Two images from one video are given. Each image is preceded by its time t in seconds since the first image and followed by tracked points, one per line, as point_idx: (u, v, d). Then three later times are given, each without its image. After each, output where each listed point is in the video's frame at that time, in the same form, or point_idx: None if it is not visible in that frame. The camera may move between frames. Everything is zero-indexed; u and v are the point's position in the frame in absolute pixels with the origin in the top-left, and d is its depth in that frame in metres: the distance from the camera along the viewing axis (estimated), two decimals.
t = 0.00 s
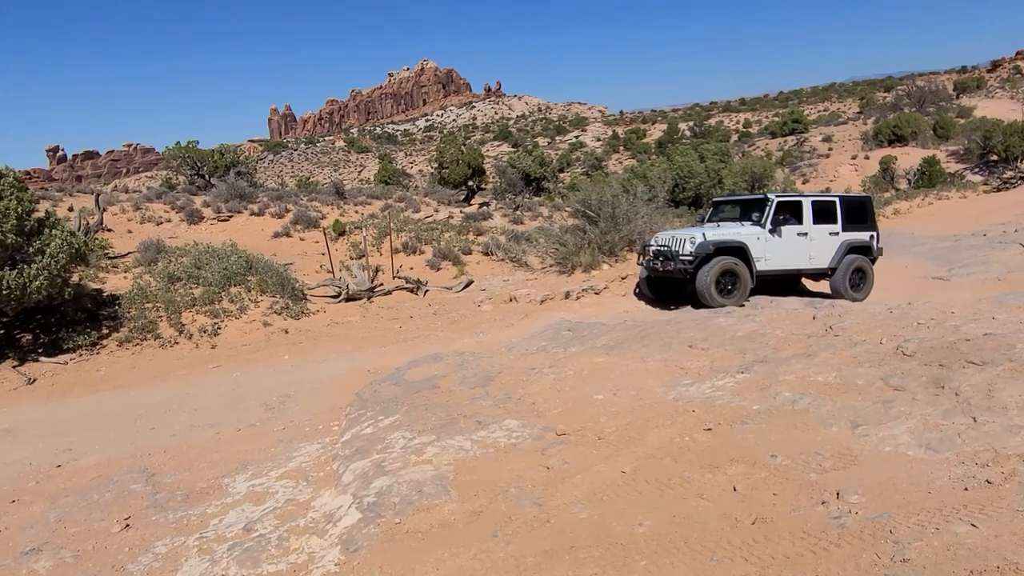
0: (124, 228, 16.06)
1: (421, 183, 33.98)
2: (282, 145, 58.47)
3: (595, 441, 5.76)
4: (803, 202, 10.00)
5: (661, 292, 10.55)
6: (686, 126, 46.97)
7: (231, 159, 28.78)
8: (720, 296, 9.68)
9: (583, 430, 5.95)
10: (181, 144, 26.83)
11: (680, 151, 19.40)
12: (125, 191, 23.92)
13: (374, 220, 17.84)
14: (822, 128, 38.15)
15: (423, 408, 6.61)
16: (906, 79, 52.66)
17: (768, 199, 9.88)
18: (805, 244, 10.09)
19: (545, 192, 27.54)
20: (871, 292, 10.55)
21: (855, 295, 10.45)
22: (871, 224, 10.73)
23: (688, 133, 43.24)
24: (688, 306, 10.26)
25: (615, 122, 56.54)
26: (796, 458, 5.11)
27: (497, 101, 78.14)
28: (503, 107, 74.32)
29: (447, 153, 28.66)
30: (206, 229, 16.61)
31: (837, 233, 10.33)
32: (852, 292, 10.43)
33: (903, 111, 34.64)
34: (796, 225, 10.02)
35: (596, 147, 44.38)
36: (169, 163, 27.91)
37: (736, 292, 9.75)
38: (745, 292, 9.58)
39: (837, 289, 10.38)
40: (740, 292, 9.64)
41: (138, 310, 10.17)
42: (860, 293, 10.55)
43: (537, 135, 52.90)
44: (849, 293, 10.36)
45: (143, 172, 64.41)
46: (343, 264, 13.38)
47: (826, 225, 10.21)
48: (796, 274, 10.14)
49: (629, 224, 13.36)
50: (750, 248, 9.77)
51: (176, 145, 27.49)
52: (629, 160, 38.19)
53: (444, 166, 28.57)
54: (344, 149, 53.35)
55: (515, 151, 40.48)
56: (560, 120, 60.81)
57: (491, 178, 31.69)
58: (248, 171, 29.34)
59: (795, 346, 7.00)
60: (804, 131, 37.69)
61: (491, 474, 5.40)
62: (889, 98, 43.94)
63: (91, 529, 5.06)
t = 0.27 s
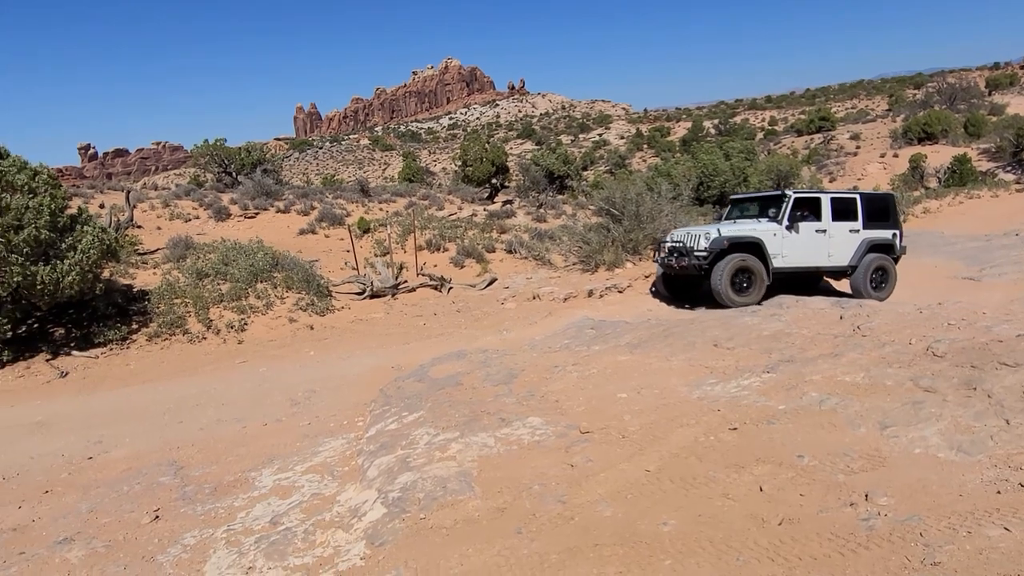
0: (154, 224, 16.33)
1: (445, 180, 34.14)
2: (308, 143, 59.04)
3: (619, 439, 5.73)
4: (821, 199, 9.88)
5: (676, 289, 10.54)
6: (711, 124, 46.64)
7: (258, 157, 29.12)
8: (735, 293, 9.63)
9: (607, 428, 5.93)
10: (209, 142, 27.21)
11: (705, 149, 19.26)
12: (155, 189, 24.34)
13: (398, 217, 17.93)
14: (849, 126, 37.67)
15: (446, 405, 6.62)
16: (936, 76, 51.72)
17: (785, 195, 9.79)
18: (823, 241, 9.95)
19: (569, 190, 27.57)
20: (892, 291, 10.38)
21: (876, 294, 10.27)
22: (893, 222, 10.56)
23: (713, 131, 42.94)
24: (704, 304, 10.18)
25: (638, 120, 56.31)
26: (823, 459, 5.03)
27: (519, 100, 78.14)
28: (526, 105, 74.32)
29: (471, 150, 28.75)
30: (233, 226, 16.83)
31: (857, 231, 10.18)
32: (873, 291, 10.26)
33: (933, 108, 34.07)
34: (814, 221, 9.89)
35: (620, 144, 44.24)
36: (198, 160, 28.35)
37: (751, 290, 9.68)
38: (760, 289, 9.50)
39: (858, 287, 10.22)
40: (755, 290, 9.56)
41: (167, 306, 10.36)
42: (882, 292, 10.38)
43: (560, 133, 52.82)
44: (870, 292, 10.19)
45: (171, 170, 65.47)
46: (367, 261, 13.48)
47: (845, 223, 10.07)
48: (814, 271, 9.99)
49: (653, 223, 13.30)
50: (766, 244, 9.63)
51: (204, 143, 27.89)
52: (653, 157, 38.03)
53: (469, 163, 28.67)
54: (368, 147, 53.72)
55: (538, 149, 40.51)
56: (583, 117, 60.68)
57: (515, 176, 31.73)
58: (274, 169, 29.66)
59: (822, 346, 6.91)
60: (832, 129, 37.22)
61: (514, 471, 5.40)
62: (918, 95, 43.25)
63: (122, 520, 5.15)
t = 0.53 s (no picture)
0: (180, 220, 16.56)
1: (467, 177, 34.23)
2: (331, 140, 59.53)
3: (642, 437, 5.70)
4: (840, 199, 9.73)
5: (688, 289, 10.48)
6: (734, 122, 46.29)
7: (282, 153, 29.35)
8: (747, 294, 9.63)
9: (629, 426, 5.90)
10: (233, 138, 27.52)
11: (728, 146, 19.11)
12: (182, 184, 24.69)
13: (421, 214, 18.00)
14: (875, 124, 37.20)
15: (468, 401, 6.64)
16: (965, 74, 50.79)
17: (802, 195, 9.66)
18: (841, 241, 9.83)
19: (591, 188, 27.49)
20: (912, 291, 10.24)
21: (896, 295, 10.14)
22: (916, 221, 10.37)
23: (736, 128, 42.61)
24: (715, 304, 10.19)
25: (660, 118, 56.01)
26: (850, 460, 4.96)
27: (540, 97, 78.01)
28: (547, 103, 74.25)
29: (493, 148, 28.82)
30: (257, 222, 17.00)
31: (876, 230, 10.03)
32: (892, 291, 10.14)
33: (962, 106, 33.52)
34: (832, 221, 9.77)
35: (642, 142, 44.08)
36: (223, 157, 28.71)
37: (763, 290, 9.68)
38: (773, 291, 9.50)
39: (877, 288, 10.10)
40: (767, 291, 9.57)
41: (193, 300, 10.50)
42: (901, 292, 10.25)
43: (581, 130, 52.66)
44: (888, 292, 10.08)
45: (197, 166, 66.41)
46: (389, 257, 13.54)
47: (864, 222, 9.93)
48: (831, 272, 9.89)
49: (675, 221, 13.19)
50: (780, 245, 9.56)
51: (229, 140, 28.24)
52: (675, 155, 37.85)
53: (491, 161, 28.73)
54: (390, 145, 54.02)
55: (560, 146, 40.49)
56: (605, 115, 60.49)
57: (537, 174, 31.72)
58: (297, 165, 29.89)
59: (847, 346, 6.83)
60: (858, 127, 36.73)
61: (537, 467, 5.40)
62: (947, 93, 42.59)
63: (150, 510, 5.28)
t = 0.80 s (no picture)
0: (200, 216, 16.75)
1: (484, 174, 34.31)
2: (350, 137, 59.93)
3: (660, 435, 5.68)
4: (852, 200, 9.57)
5: (695, 289, 10.43)
6: (752, 120, 46.01)
7: (301, 150, 29.56)
8: (753, 296, 9.55)
9: (647, 424, 5.87)
10: (254, 135, 27.80)
11: (747, 145, 18.98)
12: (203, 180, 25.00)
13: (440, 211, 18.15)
14: (896, 123, 36.83)
15: (486, 398, 6.65)
16: (988, 72, 50.03)
17: (813, 196, 9.50)
18: (852, 243, 9.71)
19: (608, 186, 27.44)
20: (925, 294, 10.11)
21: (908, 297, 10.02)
22: (931, 222, 10.16)
23: (755, 127, 42.36)
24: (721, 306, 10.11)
25: (678, 117, 55.80)
26: (871, 461, 4.89)
27: (557, 95, 77.90)
28: (564, 100, 74.16)
29: (511, 146, 28.90)
30: (276, 218, 17.14)
31: (889, 232, 9.87)
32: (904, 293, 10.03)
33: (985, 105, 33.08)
34: (843, 223, 9.64)
35: (659, 141, 43.97)
36: (244, 153, 29.03)
37: (770, 292, 9.59)
38: (778, 294, 9.40)
39: (888, 290, 10.00)
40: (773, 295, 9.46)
41: (213, 295, 10.60)
42: (913, 294, 10.13)
43: (598, 128, 52.52)
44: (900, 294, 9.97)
45: (217, 163, 67.15)
46: (407, 254, 13.59)
47: (876, 224, 9.78)
48: (841, 274, 9.79)
49: (694, 219, 13.05)
50: (788, 248, 9.47)
51: (250, 137, 28.55)
52: (693, 154, 37.73)
53: (509, 158, 28.80)
54: (409, 142, 54.25)
55: (577, 145, 40.49)
56: (622, 114, 60.32)
57: (554, 171, 31.71)
58: (316, 162, 30.10)
59: (868, 346, 6.77)
60: (879, 126, 36.33)
61: (554, 464, 5.39)
62: (969, 91, 42.06)
63: (171, 502, 5.48)
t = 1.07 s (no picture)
0: (218, 212, 16.91)
1: (500, 172, 34.34)
2: (366, 134, 60.26)
3: (675, 435, 5.66)
4: (858, 203, 9.39)
5: (696, 290, 10.37)
6: (769, 119, 45.70)
7: (318, 147, 29.77)
8: (752, 299, 9.48)
9: (662, 423, 5.86)
10: (271, 132, 28.02)
11: (765, 143, 18.84)
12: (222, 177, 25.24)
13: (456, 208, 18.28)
14: (916, 122, 36.42)
15: (501, 395, 6.66)
16: (1011, 71, 49.35)
17: (818, 199, 9.34)
18: (857, 247, 9.57)
19: (624, 184, 27.35)
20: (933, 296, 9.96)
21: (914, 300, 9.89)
22: (941, 224, 9.94)
23: (772, 125, 42.06)
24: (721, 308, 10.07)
25: (695, 115, 55.51)
26: (889, 463, 4.83)
27: (572, 92, 77.79)
28: (580, 97, 74.04)
29: (527, 143, 28.93)
30: (293, 214, 17.26)
31: (896, 235, 9.69)
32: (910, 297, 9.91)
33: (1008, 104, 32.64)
34: (848, 226, 9.48)
35: (676, 139, 43.80)
36: (261, 150, 29.29)
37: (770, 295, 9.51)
38: (778, 298, 9.31)
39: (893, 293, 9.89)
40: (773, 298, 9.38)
41: (231, 291, 10.69)
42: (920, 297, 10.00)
43: (614, 126, 52.40)
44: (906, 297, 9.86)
45: (235, 159, 67.76)
46: (423, 251, 13.64)
47: (883, 227, 9.61)
48: (845, 278, 9.68)
49: (710, 218, 13.04)
50: (790, 252, 9.36)
51: (267, 133, 28.80)
52: (710, 153, 37.55)
53: (525, 156, 28.83)
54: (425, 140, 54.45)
55: (594, 143, 40.43)
56: (638, 112, 60.11)
57: (570, 169, 31.68)
58: (333, 159, 30.29)
59: (887, 347, 6.70)
60: (897, 125, 35.98)
61: (569, 462, 5.39)
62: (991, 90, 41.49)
63: (189, 495, 5.52)
